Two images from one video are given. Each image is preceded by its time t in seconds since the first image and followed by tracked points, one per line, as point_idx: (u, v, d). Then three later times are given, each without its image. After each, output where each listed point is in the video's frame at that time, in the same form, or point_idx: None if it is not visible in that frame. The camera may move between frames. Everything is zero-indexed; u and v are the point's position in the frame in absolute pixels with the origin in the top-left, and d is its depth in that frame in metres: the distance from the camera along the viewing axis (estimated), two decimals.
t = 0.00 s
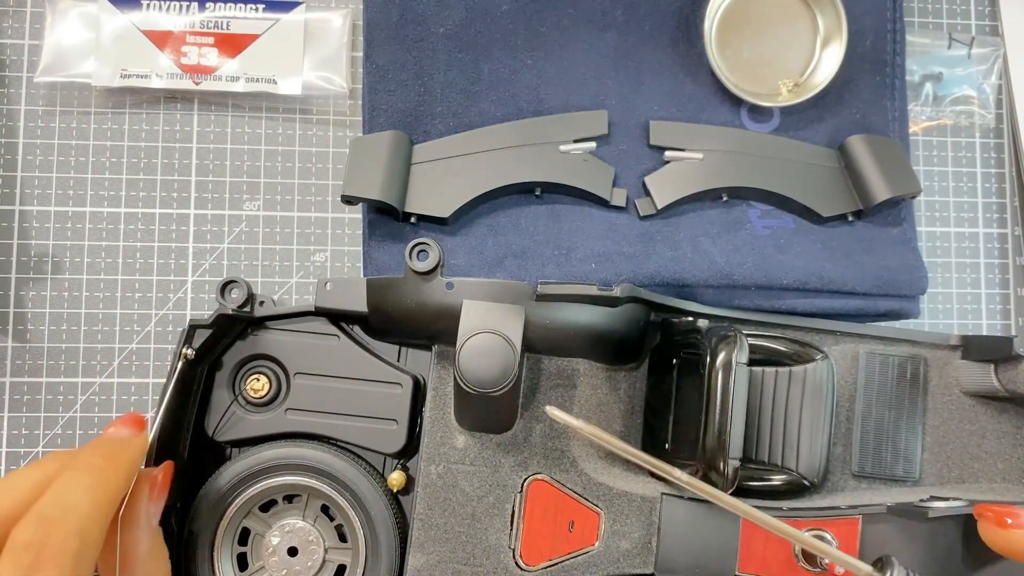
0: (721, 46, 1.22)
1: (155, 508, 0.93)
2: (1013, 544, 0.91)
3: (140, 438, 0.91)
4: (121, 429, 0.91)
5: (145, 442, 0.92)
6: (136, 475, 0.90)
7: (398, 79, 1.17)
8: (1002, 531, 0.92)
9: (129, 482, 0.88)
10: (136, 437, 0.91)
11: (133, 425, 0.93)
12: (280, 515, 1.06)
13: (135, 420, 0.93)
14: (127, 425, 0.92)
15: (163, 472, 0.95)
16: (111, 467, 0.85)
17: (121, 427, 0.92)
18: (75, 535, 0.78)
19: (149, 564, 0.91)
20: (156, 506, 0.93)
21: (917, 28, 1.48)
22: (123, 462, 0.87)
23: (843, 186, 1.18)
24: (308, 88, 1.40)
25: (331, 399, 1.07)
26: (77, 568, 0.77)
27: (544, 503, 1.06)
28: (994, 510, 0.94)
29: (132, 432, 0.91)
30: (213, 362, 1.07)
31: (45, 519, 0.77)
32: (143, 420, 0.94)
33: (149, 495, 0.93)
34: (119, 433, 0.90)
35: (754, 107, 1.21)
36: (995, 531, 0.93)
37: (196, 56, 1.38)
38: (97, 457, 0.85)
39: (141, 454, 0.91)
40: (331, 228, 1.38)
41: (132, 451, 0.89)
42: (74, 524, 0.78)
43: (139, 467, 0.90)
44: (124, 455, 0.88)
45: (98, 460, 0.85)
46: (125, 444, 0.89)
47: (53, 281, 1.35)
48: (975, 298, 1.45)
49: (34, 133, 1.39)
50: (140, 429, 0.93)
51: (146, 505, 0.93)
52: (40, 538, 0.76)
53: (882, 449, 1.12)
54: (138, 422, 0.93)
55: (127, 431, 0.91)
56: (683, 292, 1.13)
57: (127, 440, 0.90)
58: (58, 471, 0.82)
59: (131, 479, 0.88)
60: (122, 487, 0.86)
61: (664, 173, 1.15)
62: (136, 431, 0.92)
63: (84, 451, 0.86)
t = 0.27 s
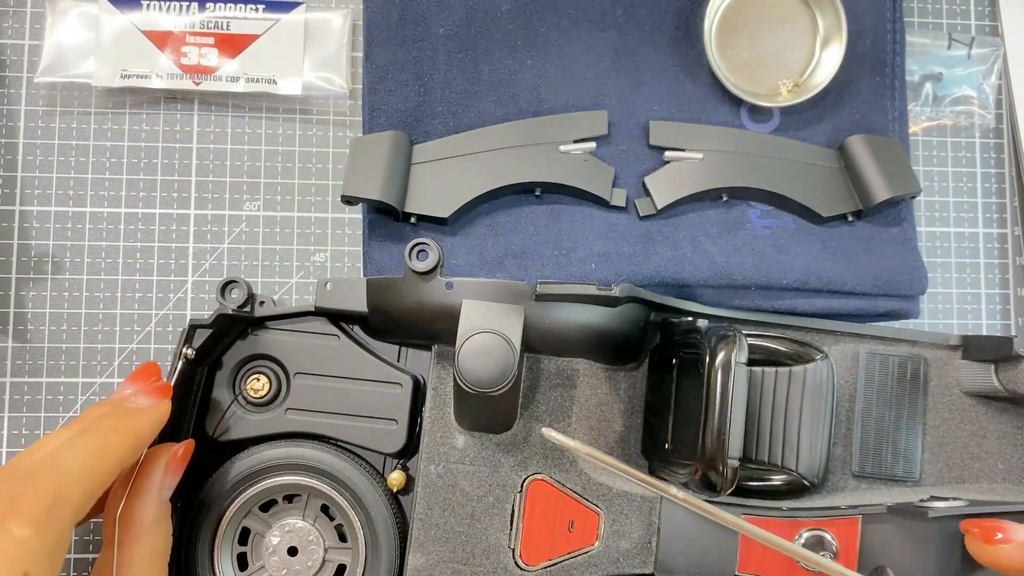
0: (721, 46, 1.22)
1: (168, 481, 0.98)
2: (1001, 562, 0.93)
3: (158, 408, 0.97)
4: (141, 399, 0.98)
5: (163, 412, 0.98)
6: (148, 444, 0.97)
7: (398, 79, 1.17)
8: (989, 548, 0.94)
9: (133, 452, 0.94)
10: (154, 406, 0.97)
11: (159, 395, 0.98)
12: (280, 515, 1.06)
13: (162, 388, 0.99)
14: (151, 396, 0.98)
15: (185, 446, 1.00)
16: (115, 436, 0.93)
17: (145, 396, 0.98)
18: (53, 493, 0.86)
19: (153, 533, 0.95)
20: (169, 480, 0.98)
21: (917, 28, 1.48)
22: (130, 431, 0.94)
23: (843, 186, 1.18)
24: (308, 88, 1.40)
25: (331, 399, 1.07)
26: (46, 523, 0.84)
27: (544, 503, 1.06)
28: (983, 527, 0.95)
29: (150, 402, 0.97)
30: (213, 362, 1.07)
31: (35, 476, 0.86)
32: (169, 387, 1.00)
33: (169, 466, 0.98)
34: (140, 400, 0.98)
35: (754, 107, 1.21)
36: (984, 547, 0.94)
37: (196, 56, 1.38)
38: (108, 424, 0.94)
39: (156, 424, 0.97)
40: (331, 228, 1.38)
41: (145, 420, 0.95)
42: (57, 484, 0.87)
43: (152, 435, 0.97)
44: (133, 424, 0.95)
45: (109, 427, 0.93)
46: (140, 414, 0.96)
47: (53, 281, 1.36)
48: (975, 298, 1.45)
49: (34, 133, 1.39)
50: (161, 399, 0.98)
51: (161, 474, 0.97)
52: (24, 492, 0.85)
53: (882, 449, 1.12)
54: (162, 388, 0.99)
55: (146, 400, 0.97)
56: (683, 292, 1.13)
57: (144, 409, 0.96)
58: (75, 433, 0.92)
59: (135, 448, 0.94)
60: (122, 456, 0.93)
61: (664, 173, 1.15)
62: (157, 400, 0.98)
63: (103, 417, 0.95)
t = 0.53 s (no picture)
0: (721, 46, 1.22)
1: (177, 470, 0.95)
2: (982, 561, 0.91)
3: (167, 404, 0.93)
4: (147, 397, 0.94)
5: (172, 409, 0.93)
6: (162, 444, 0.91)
7: (399, 79, 1.17)
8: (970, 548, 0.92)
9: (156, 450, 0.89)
10: (162, 403, 0.93)
11: (160, 393, 0.96)
12: (280, 515, 1.06)
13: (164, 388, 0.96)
14: (154, 394, 0.94)
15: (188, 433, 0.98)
16: (140, 432, 0.87)
17: (147, 395, 0.95)
18: (110, 490, 0.77)
19: (172, 531, 0.89)
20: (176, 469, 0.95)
21: (917, 28, 1.48)
22: (151, 428, 0.88)
23: (843, 186, 1.18)
24: (308, 88, 1.40)
25: (330, 399, 1.07)
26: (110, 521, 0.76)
27: (544, 502, 1.06)
28: (961, 527, 0.94)
29: (157, 399, 0.93)
30: (213, 362, 1.07)
31: (78, 475, 0.77)
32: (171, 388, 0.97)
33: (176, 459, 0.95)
34: (146, 399, 0.93)
35: (754, 107, 1.21)
36: (964, 548, 0.92)
37: (196, 56, 1.38)
38: (126, 424, 0.87)
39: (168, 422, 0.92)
40: (331, 228, 1.38)
41: (158, 417, 0.91)
42: (107, 477, 0.78)
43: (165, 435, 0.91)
44: (150, 420, 0.89)
45: (128, 425, 0.87)
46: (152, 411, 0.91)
47: (53, 281, 1.36)
48: (975, 298, 1.45)
49: (34, 133, 1.39)
50: (165, 397, 0.95)
51: (168, 469, 0.93)
52: (73, 491, 0.75)
53: (882, 449, 1.12)
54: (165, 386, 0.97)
55: (151, 398, 0.93)
56: (683, 292, 1.13)
57: (154, 406, 0.92)
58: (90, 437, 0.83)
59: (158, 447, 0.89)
60: (151, 453, 0.87)
61: (664, 173, 1.15)
62: (162, 398, 0.94)
63: (114, 420, 0.88)
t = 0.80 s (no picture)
0: (721, 46, 1.22)
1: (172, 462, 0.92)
2: (982, 566, 0.91)
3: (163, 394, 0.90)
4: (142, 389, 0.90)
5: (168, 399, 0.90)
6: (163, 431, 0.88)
7: (399, 79, 1.17)
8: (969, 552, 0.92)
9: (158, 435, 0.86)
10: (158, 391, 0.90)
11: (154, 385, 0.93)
12: (280, 515, 1.06)
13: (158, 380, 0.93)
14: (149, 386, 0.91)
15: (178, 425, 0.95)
16: (139, 417, 0.84)
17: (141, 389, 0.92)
18: (107, 473, 0.75)
19: (175, 517, 0.87)
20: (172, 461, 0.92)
21: (917, 28, 1.48)
22: (149, 413, 0.86)
23: (843, 186, 1.18)
24: (308, 87, 1.40)
25: (330, 399, 1.07)
26: (110, 502, 0.73)
27: (544, 502, 1.07)
28: (959, 531, 0.94)
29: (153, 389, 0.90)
30: (213, 362, 1.07)
31: (75, 460, 0.75)
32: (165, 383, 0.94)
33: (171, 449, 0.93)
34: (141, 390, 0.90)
35: (754, 107, 1.21)
36: (963, 553, 0.92)
37: (196, 56, 1.38)
38: (123, 409, 0.84)
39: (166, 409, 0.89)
40: (331, 228, 1.38)
41: (156, 403, 0.88)
42: (104, 462, 0.76)
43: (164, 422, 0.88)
44: (148, 406, 0.86)
45: (126, 411, 0.84)
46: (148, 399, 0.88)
47: (53, 281, 1.35)
48: (975, 298, 1.45)
49: (34, 133, 1.39)
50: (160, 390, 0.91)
51: (168, 456, 0.90)
52: (70, 476, 0.73)
53: (882, 448, 1.12)
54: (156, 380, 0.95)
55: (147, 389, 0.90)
56: (683, 292, 1.13)
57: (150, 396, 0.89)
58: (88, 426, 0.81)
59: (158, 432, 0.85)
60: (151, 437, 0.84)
61: (664, 173, 1.15)
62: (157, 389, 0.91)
63: (113, 409, 0.85)
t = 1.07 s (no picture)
0: (721, 46, 1.22)
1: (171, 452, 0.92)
2: (980, 569, 0.89)
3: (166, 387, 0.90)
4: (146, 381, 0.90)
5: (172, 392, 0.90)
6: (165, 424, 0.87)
7: (399, 79, 1.17)
8: (968, 555, 0.90)
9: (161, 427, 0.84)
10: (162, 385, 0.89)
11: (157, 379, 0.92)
12: (280, 515, 1.06)
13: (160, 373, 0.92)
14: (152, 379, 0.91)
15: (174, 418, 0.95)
16: (144, 408, 0.82)
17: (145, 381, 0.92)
18: (115, 460, 0.73)
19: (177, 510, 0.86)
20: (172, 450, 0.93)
21: (917, 28, 1.48)
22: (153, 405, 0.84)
23: (843, 186, 1.18)
24: (308, 87, 1.40)
25: (330, 399, 1.07)
26: (118, 489, 0.71)
27: (545, 502, 1.07)
28: (959, 535, 0.92)
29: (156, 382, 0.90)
30: (213, 362, 1.07)
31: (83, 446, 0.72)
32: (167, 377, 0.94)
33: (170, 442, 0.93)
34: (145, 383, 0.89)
35: (754, 107, 1.21)
36: (962, 556, 0.90)
37: (196, 56, 1.38)
38: (127, 400, 0.83)
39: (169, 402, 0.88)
40: (331, 228, 1.38)
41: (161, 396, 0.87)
42: (113, 448, 0.73)
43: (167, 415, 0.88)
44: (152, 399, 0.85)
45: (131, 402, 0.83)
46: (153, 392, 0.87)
47: (53, 281, 1.35)
48: (975, 298, 1.45)
49: (34, 133, 1.39)
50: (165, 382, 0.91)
51: (167, 450, 0.89)
52: (77, 461, 0.70)
53: (882, 448, 1.12)
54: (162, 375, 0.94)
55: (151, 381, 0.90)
56: (683, 292, 1.13)
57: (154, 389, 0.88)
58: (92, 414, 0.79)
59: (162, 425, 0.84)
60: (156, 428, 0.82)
61: (664, 173, 1.15)
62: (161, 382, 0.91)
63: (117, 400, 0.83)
